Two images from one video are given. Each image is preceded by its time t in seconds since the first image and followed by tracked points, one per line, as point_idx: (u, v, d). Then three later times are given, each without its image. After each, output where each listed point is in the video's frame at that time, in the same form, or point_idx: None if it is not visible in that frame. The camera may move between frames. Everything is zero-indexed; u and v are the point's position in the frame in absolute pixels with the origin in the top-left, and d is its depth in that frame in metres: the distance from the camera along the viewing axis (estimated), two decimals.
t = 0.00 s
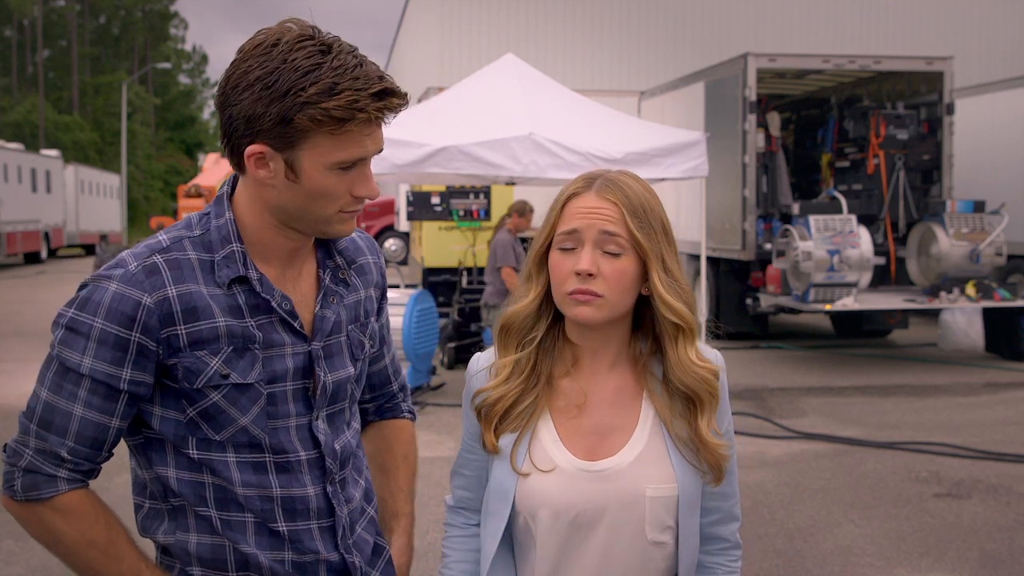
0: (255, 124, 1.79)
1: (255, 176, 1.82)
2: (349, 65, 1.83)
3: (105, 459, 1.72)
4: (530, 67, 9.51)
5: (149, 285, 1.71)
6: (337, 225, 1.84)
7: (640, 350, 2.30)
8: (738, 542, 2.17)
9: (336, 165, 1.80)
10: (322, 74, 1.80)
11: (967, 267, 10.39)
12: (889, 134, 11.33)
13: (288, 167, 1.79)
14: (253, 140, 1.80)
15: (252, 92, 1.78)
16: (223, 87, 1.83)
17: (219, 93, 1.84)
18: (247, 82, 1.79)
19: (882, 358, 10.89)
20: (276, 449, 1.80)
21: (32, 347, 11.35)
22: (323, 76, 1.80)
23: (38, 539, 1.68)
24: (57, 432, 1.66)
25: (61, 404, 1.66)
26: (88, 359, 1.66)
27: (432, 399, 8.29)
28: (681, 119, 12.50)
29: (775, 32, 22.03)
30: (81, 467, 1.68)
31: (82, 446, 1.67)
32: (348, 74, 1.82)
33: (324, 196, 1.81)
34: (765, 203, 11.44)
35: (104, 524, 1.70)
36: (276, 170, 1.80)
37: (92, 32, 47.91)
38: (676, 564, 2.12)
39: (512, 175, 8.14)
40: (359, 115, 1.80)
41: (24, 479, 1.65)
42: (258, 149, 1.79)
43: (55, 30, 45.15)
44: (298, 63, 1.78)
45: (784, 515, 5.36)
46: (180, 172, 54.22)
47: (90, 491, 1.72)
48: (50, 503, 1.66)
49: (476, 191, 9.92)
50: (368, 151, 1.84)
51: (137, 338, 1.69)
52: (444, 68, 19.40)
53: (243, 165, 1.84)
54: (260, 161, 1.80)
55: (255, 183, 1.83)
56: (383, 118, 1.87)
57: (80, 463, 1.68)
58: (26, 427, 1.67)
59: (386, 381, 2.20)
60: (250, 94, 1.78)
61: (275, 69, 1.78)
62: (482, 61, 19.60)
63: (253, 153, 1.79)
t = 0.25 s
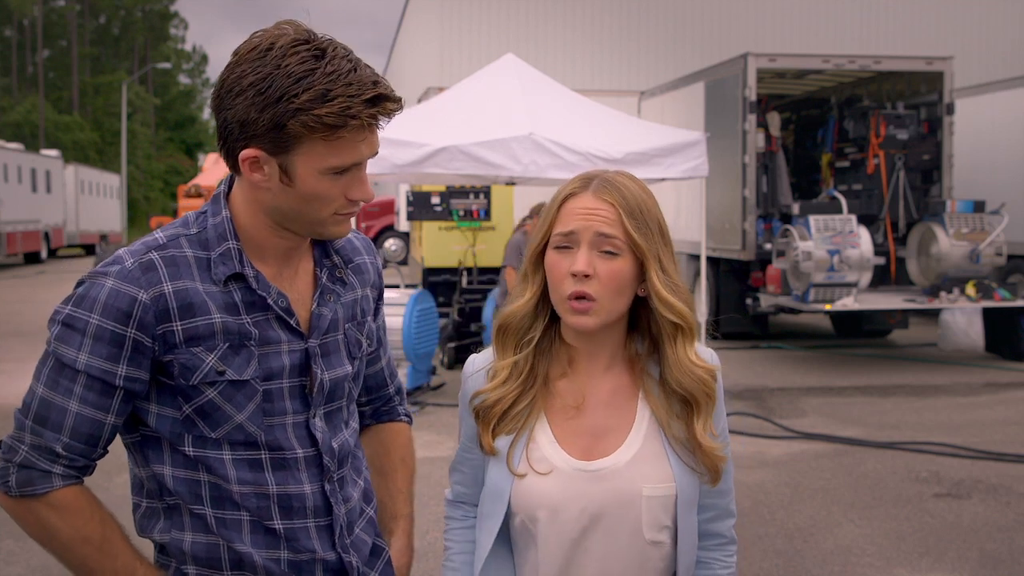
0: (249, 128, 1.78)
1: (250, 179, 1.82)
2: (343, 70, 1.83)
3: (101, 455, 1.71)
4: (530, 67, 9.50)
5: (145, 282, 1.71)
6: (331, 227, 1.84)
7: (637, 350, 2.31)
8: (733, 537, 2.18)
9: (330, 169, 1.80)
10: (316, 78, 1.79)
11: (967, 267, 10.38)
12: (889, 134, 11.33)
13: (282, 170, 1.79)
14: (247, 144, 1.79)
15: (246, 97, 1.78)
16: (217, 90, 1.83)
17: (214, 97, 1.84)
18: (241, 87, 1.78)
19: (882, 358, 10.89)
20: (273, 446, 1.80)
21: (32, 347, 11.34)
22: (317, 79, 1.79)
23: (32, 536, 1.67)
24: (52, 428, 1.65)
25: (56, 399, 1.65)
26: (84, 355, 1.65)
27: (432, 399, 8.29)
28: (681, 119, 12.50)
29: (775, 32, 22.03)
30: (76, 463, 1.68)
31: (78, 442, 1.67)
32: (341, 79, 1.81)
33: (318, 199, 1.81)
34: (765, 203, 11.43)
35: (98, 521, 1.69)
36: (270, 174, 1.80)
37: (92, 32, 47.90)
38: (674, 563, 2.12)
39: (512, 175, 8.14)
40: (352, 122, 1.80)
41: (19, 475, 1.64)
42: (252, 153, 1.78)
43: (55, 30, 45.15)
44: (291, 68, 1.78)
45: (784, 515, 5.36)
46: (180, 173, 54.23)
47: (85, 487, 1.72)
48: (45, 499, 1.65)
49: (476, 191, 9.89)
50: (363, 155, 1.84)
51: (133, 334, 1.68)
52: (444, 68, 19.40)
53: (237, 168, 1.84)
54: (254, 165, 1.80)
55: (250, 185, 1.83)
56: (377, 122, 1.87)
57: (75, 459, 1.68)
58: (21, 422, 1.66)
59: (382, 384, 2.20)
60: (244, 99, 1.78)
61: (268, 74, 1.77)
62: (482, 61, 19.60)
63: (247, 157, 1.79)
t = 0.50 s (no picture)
0: (244, 124, 1.79)
1: (245, 176, 1.82)
2: (338, 68, 1.83)
3: (90, 449, 1.74)
4: (530, 67, 9.50)
5: (130, 279, 1.73)
6: (325, 228, 1.84)
7: (635, 350, 2.30)
8: (735, 543, 2.16)
9: (324, 167, 1.80)
10: (310, 76, 1.79)
11: (967, 267, 10.39)
12: (889, 134, 11.33)
13: (276, 168, 1.79)
14: (242, 140, 1.80)
15: (241, 92, 1.79)
16: (214, 87, 1.84)
17: (211, 94, 1.85)
18: (236, 83, 1.79)
19: (882, 358, 10.89)
20: (261, 446, 1.80)
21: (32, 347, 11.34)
22: (311, 78, 1.79)
23: (22, 528, 1.71)
24: (41, 422, 1.68)
25: (45, 394, 1.68)
26: (71, 351, 1.68)
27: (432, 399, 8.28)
28: (681, 119, 12.50)
29: (775, 32, 22.03)
30: (64, 457, 1.71)
31: (65, 437, 1.70)
32: (336, 76, 1.81)
33: (312, 198, 1.80)
34: (765, 203, 11.44)
35: (86, 514, 1.72)
36: (264, 172, 1.80)
37: (92, 32, 47.88)
38: (671, 564, 2.11)
39: (512, 175, 8.15)
40: (346, 118, 1.79)
41: (8, 467, 1.68)
42: (246, 150, 1.79)
43: (54, 30, 45.18)
44: (285, 65, 1.78)
45: (784, 515, 5.36)
46: (180, 173, 54.23)
47: (76, 481, 1.75)
48: (33, 492, 1.68)
49: (476, 191, 9.85)
50: (358, 154, 1.84)
51: (119, 331, 1.71)
52: (444, 68, 19.39)
53: (233, 166, 1.85)
54: (249, 162, 1.80)
55: (246, 183, 1.84)
56: (372, 120, 1.86)
57: (63, 453, 1.71)
58: (13, 417, 1.70)
59: (395, 386, 2.20)
60: (239, 94, 1.79)
61: (263, 71, 1.78)
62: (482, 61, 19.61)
63: (242, 153, 1.80)
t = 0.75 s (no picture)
0: (245, 124, 1.79)
1: (245, 175, 1.83)
2: (341, 70, 1.83)
3: (84, 445, 1.75)
4: (530, 67, 9.50)
5: (123, 277, 1.74)
6: (325, 229, 1.84)
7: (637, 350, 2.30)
8: (741, 547, 2.15)
9: (324, 169, 1.80)
10: (312, 78, 1.79)
11: (967, 267, 10.39)
12: (889, 134, 11.33)
13: (276, 168, 1.80)
14: (242, 139, 1.80)
15: (243, 92, 1.79)
16: (217, 86, 1.84)
17: (213, 93, 1.85)
18: (239, 82, 1.79)
19: (882, 358, 10.89)
20: (251, 447, 1.79)
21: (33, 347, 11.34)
22: (313, 80, 1.79)
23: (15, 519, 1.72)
24: (34, 416, 1.70)
25: (39, 388, 1.70)
26: (65, 347, 1.70)
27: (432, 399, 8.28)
28: (681, 119, 12.50)
29: (775, 32, 22.04)
30: (57, 451, 1.72)
31: (58, 431, 1.71)
32: (338, 78, 1.81)
33: (312, 199, 1.81)
34: (765, 203, 11.44)
35: (76, 507, 1.73)
36: (265, 172, 1.81)
37: (92, 32, 47.88)
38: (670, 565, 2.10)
39: (512, 175, 8.15)
40: (347, 120, 1.79)
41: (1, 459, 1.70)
42: (247, 150, 1.79)
43: (54, 30, 45.20)
44: (288, 65, 1.78)
45: (784, 515, 5.36)
46: (180, 173, 54.22)
47: (70, 475, 1.76)
48: (26, 485, 1.70)
49: (476, 191, 9.85)
50: (358, 156, 1.84)
51: (111, 329, 1.72)
52: (444, 68, 19.39)
53: (234, 166, 1.85)
54: (250, 161, 1.80)
55: (246, 183, 1.84)
56: (374, 123, 1.86)
57: (56, 447, 1.72)
58: (9, 410, 1.72)
59: (401, 389, 2.20)
60: (241, 93, 1.79)
61: (266, 71, 1.78)
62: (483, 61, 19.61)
63: (243, 153, 1.80)
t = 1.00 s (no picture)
0: (249, 128, 1.79)
1: (248, 179, 1.82)
2: (346, 77, 1.83)
3: (80, 442, 1.75)
4: (530, 67, 9.50)
5: (118, 276, 1.74)
6: (327, 233, 1.84)
7: (637, 351, 2.30)
8: (742, 550, 2.14)
9: (327, 174, 1.80)
10: (318, 84, 1.79)
11: (967, 267, 10.39)
12: (889, 134, 11.33)
13: (279, 172, 1.80)
14: (246, 143, 1.80)
15: (248, 96, 1.79)
16: (222, 89, 1.84)
17: (217, 96, 1.85)
18: (244, 87, 1.79)
19: (882, 358, 10.88)
20: (244, 448, 1.79)
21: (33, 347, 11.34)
22: (319, 85, 1.79)
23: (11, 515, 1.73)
24: (31, 413, 1.70)
25: (35, 385, 1.70)
26: (61, 344, 1.70)
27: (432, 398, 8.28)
28: (681, 119, 12.50)
29: (775, 32, 22.04)
30: (53, 448, 1.72)
31: (55, 428, 1.71)
32: (344, 85, 1.81)
33: (314, 204, 1.81)
34: (765, 203, 11.44)
35: (71, 504, 1.73)
36: (268, 176, 1.80)
37: (92, 32, 47.89)
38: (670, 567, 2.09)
39: (512, 175, 8.15)
40: (351, 127, 1.79)
41: None
42: (251, 154, 1.79)
43: (54, 30, 45.22)
44: (295, 71, 1.78)
45: (784, 515, 5.36)
46: (180, 173, 54.21)
47: (66, 472, 1.76)
48: (22, 480, 1.70)
49: (476, 191, 9.85)
50: (361, 162, 1.83)
51: (106, 327, 1.72)
52: (444, 68, 19.40)
53: (236, 167, 1.85)
54: (252, 165, 1.80)
55: (249, 186, 1.84)
56: (377, 130, 1.85)
57: (52, 444, 1.72)
58: (6, 407, 1.72)
59: (405, 392, 2.20)
60: (246, 98, 1.79)
61: (272, 75, 1.78)
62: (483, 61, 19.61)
63: (246, 157, 1.79)
